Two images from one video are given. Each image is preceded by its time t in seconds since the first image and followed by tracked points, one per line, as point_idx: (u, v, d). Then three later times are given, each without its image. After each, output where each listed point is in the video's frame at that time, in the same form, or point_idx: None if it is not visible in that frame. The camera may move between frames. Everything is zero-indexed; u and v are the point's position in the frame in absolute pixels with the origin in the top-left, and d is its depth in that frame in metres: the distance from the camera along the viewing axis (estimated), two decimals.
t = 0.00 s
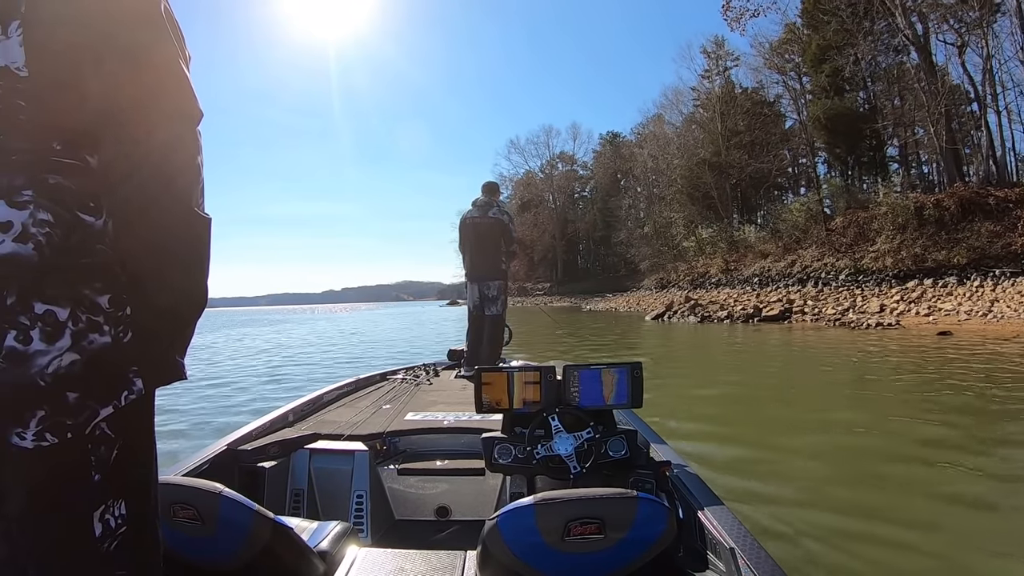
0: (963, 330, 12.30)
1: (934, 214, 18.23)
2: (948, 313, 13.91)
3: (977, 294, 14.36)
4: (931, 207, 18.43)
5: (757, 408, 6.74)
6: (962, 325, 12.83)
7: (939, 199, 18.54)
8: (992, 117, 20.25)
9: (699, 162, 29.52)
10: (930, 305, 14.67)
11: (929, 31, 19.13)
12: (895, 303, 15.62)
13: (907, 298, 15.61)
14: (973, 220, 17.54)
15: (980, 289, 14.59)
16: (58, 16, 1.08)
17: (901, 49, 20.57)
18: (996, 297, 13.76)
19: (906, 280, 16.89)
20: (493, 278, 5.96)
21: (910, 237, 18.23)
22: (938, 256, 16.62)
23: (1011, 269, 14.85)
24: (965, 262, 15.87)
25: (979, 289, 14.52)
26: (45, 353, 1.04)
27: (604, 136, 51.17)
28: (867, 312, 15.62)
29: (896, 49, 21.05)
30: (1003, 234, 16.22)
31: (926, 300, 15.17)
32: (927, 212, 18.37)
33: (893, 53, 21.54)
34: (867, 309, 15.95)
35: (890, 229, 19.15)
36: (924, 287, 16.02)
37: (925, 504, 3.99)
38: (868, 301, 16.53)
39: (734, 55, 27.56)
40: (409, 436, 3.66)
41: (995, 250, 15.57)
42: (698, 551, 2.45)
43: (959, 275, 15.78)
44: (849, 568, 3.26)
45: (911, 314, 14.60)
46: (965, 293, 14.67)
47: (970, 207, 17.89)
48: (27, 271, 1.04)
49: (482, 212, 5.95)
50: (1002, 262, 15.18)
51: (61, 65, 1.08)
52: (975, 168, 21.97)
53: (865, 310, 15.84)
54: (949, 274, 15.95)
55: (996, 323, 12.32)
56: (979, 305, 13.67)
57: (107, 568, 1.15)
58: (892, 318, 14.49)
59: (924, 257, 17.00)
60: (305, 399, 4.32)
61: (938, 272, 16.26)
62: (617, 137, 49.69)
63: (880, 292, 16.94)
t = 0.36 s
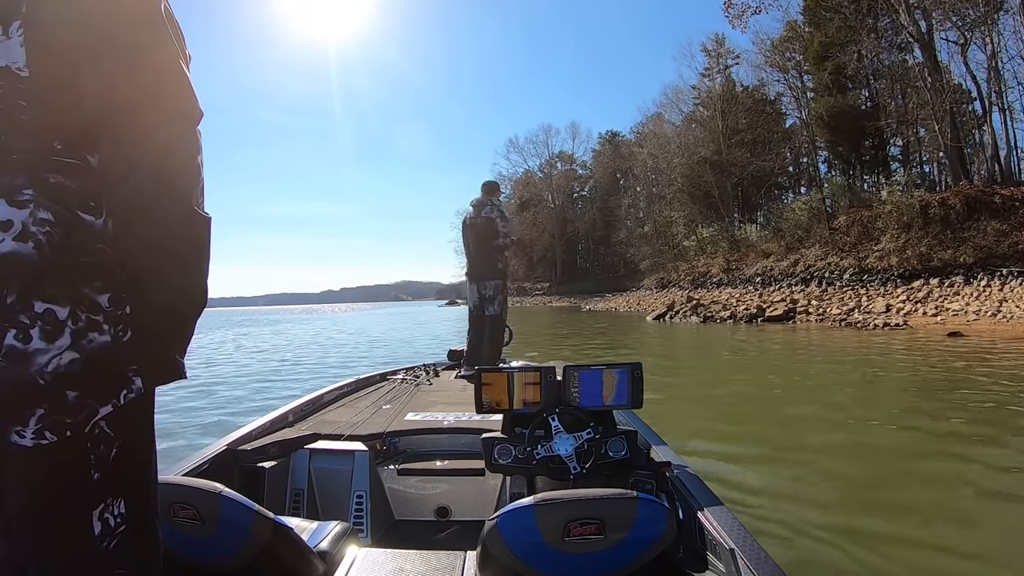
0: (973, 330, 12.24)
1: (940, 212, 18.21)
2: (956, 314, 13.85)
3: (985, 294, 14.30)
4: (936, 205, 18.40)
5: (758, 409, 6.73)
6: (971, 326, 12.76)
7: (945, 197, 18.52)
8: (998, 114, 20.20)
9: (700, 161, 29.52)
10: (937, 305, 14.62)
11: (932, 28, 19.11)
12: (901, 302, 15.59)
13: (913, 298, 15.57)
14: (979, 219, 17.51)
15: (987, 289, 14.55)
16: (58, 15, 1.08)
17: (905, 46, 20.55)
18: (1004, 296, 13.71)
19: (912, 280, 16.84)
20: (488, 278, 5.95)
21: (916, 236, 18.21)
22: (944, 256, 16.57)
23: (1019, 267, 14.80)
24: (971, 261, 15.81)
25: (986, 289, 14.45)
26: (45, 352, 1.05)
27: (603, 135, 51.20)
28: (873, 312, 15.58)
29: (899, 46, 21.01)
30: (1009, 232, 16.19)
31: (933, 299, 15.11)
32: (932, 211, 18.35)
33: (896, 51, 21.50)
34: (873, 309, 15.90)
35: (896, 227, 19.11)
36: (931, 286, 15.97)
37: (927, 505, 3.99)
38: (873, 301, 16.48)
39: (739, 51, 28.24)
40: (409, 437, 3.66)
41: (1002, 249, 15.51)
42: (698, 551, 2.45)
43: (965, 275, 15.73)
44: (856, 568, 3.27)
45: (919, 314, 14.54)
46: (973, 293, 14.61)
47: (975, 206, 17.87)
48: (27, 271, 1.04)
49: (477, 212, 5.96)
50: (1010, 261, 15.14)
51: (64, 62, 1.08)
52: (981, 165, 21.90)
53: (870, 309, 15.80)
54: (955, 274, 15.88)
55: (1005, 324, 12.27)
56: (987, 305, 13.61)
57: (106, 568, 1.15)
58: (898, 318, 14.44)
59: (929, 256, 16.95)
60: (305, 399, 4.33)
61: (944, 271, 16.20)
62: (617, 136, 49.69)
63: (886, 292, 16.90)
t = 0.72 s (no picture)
0: (983, 330, 12.18)
1: (945, 210, 18.18)
2: (964, 314, 13.79)
3: (991, 292, 14.26)
4: (942, 204, 18.37)
5: (759, 410, 6.72)
6: (980, 326, 12.71)
7: (950, 195, 18.48)
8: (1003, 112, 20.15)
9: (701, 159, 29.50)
10: (943, 305, 14.57)
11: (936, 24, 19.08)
12: (907, 302, 15.52)
13: (919, 297, 15.51)
14: (986, 217, 17.48)
15: (994, 287, 14.48)
16: (56, 14, 1.08)
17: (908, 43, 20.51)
18: (1010, 294, 13.67)
19: (918, 279, 16.79)
20: (481, 279, 5.93)
21: (921, 234, 18.17)
22: (949, 255, 16.52)
23: None
24: (978, 260, 15.75)
25: (993, 288, 14.38)
26: (43, 350, 1.05)
27: (603, 134, 51.23)
28: (879, 312, 15.52)
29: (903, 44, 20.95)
30: (1014, 231, 16.16)
31: (940, 299, 15.06)
32: (938, 209, 18.31)
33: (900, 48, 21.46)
34: (879, 309, 15.84)
35: (901, 226, 19.07)
36: (937, 284, 15.92)
37: (929, 505, 3.98)
38: (879, 300, 16.42)
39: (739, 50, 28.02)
40: (409, 436, 3.66)
41: (1009, 248, 15.46)
42: (698, 551, 2.45)
43: (971, 274, 15.68)
44: (859, 568, 3.26)
45: (926, 314, 14.48)
46: (980, 292, 14.54)
47: (981, 204, 17.84)
48: (25, 269, 1.04)
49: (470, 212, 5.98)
50: (1017, 260, 15.09)
51: (64, 61, 1.08)
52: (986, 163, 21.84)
53: (876, 309, 15.75)
54: (962, 273, 15.79)
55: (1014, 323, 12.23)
56: (994, 304, 13.57)
57: (106, 566, 1.15)
58: (905, 318, 14.37)
59: (935, 255, 16.90)
60: (306, 399, 4.33)
61: (950, 270, 16.15)
62: (617, 135, 49.68)
63: (891, 291, 16.86)
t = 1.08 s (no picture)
0: (992, 331, 12.14)
1: (950, 209, 18.15)
2: (971, 313, 13.77)
3: (997, 292, 14.25)
4: (947, 202, 18.35)
5: (761, 410, 6.71)
6: (989, 325, 12.68)
7: (956, 193, 18.46)
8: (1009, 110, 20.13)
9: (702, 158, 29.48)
10: (949, 305, 14.55)
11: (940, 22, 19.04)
12: (913, 302, 15.51)
13: (925, 297, 15.49)
14: (992, 216, 17.46)
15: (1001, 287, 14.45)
16: (56, 14, 1.08)
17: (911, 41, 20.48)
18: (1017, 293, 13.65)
19: (923, 278, 16.78)
20: (472, 279, 5.92)
21: (926, 233, 18.16)
22: (955, 254, 16.52)
23: None
24: (985, 259, 15.75)
25: (1000, 288, 14.37)
26: (43, 350, 1.05)
27: (603, 133, 51.25)
28: (885, 312, 15.48)
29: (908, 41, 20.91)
30: (1021, 230, 16.15)
31: (946, 299, 15.04)
32: (943, 208, 18.28)
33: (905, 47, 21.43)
34: (884, 309, 15.82)
35: (906, 225, 19.05)
36: (943, 284, 15.90)
37: (931, 506, 3.98)
38: (884, 300, 16.40)
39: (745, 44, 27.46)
40: (410, 436, 3.65)
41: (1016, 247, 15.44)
42: (699, 550, 2.44)
43: (978, 274, 15.66)
44: (862, 568, 3.26)
45: (933, 314, 14.44)
46: (986, 292, 14.52)
47: (987, 202, 17.81)
48: (25, 269, 1.04)
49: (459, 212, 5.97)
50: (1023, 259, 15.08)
51: (62, 62, 1.08)
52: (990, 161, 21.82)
53: (883, 309, 15.71)
54: (969, 272, 15.76)
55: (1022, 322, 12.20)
56: (1000, 303, 13.55)
57: (106, 565, 1.15)
58: (912, 318, 14.32)
59: (941, 254, 16.88)
60: (306, 399, 4.33)
61: (957, 269, 16.15)
62: (616, 134, 49.70)
63: (896, 291, 16.84)
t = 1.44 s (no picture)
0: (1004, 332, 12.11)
1: (955, 209, 18.14)
2: (980, 314, 13.74)
3: (1004, 293, 14.24)
4: (952, 202, 18.34)
5: (762, 411, 6.71)
6: (999, 326, 12.66)
7: (960, 193, 18.44)
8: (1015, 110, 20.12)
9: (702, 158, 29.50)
10: (958, 306, 14.52)
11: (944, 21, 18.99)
12: (919, 302, 15.49)
13: (931, 297, 15.49)
14: (996, 216, 17.46)
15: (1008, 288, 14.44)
16: (53, 16, 1.08)
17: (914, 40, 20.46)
18: None
19: (929, 279, 16.77)
20: (459, 281, 5.94)
21: (931, 233, 18.16)
22: (961, 255, 16.53)
23: None
24: (991, 260, 15.75)
25: (1007, 288, 14.36)
26: (43, 348, 1.06)
27: (602, 133, 51.25)
28: (891, 313, 15.46)
29: (911, 40, 20.90)
30: None
31: (951, 299, 15.04)
32: (948, 208, 18.27)
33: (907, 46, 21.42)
34: (890, 310, 15.79)
35: (910, 225, 19.06)
36: (950, 285, 15.89)
37: (933, 506, 3.98)
38: (890, 301, 16.39)
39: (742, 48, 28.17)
40: (411, 436, 3.65)
41: None
42: (700, 548, 2.44)
43: (984, 274, 15.66)
44: (865, 567, 3.27)
45: (940, 315, 14.41)
46: (993, 293, 14.50)
47: (992, 203, 17.81)
48: (25, 269, 1.05)
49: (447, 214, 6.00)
50: None
51: (57, 63, 1.08)
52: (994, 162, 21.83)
53: (889, 310, 15.70)
54: (975, 273, 15.80)
55: None
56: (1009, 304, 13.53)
57: (108, 562, 1.15)
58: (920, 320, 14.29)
59: (947, 255, 16.90)
60: (307, 399, 4.33)
61: (963, 270, 16.15)
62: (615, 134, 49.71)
63: (900, 291, 16.84)
